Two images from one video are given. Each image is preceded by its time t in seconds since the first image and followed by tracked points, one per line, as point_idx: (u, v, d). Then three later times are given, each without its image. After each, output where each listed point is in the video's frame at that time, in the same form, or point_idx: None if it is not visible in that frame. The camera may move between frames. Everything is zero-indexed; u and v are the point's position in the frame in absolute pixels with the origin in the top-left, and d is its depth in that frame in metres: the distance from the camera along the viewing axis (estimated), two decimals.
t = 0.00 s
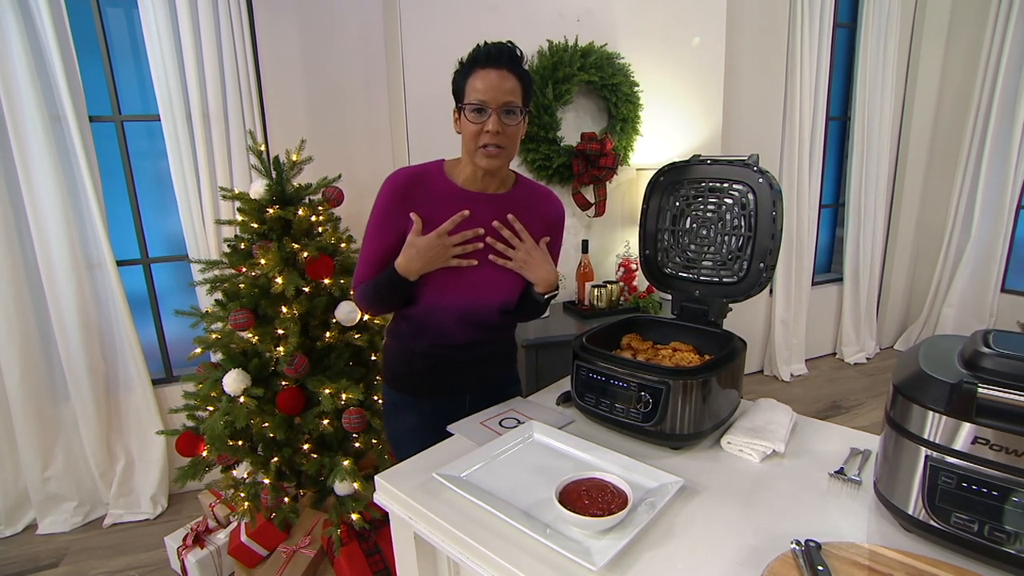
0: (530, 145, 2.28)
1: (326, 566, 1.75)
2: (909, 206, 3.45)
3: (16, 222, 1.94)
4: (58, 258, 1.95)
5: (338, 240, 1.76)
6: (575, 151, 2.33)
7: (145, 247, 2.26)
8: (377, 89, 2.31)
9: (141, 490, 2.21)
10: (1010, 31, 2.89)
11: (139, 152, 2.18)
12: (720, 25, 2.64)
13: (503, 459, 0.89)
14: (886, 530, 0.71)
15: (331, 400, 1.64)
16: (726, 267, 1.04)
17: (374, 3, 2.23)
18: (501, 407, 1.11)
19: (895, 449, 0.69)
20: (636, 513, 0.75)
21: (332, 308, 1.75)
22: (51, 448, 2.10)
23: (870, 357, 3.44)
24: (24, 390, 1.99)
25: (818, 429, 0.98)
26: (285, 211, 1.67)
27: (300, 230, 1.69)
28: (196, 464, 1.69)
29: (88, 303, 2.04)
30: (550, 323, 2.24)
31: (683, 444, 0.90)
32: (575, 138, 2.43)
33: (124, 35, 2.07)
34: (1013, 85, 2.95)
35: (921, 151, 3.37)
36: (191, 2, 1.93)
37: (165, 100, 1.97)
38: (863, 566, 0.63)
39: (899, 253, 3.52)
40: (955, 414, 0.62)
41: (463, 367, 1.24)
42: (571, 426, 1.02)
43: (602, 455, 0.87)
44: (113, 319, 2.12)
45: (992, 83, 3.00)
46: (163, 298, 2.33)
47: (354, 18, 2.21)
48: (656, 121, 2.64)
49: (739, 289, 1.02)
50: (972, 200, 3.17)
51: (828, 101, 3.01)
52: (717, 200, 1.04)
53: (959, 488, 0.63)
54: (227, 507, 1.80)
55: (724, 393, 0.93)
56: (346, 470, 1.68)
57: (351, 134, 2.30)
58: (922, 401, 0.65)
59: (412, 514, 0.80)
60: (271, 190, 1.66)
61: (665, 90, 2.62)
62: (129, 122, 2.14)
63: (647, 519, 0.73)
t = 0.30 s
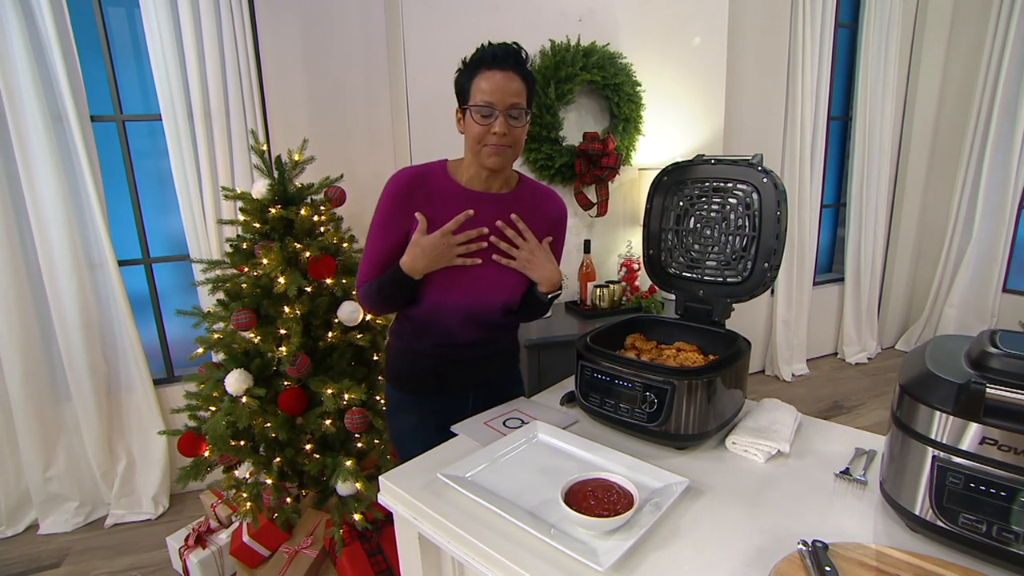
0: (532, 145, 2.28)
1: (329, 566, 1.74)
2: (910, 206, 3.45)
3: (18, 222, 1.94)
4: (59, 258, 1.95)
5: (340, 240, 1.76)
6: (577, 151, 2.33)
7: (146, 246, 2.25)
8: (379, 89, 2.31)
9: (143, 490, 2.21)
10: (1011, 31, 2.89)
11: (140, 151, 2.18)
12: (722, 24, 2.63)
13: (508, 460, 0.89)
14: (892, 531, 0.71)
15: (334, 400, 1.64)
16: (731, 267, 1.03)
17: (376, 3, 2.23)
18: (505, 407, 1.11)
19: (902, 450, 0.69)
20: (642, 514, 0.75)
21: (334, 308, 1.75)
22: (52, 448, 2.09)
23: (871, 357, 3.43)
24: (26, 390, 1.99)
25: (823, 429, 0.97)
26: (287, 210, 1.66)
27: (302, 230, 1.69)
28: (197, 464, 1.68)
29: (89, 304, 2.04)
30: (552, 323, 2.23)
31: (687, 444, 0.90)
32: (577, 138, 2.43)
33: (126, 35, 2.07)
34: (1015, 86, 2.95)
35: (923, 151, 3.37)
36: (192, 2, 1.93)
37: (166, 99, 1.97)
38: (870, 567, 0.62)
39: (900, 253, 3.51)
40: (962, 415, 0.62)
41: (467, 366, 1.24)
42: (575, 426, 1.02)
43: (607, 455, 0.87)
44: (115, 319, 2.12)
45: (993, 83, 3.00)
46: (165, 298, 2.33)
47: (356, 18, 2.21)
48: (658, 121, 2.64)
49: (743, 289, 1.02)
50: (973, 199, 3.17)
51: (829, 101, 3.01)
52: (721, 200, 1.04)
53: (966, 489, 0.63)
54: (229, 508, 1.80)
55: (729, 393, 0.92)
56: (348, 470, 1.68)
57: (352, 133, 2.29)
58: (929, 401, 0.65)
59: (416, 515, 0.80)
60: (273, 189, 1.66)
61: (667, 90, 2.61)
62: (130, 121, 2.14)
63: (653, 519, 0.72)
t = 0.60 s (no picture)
0: (533, 144, 2.28)
1: (331, 567, 1.69)
2: (909, 206, 3.46)
3: (16, 222, 1.93)
4: (58, 258, 1.94)
5: (341, 240, 1.75)
6: (578, 150, 2.33)
7: (145, 246, 2.25)
8: (379, 88, 2.31)
9: (142, 491, 2.20)
10: (1010, 32, 2.90)
11: (139, 151, 2.17)
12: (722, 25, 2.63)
13: (511, 460, 0.88)
14: (897, 531, 0.71)
15: (334, 400, 1.64)
16: (733, 267, 1.03)
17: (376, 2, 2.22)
18: (507, 407, 1.11)
19: (907, 449, 0.69)
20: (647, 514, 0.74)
21: (334, 308, 1.75)
22: (51, 449, 2.08)
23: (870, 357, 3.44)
24: (24, 390, 1.98)
25: (826, 429, 0.97)
26: (287, 210, 1.66)
27: (302, 229, 1.69)
28: (198, 465, 1.68)
29: (88, 304, 2.03)
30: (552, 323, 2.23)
31: (690, 444, 0.89)
32: (578, 137, 2.43)
33: (125, 34, 2.06)
34: (1013, 86, 2.96)
35: (922, 151, 3.38)
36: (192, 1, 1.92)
37: (165, 98, 1.96)
38: (876, 567, 0.62)
39: (900, 252, 3.52)
40: (968, 414, 0.62)
41: (469, 366, 1.23)
42: (578, 426, 1.02)
43: (611, 455, 0.87)
44: (114, 319, 2.11)
45: (992, 83, 3.00)
46: (164, 298, 2.32)
47: (356, 18, 2.21)
48: (658, 120, 2.64)
49: (745, 289, 1.02)
50: (972, 200, 3.18)
51: (829, 101, 3.01)
52: (723, 199, 1.04)
53: (972, 489, 0.62)
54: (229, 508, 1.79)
55: (732, 393, 0.92)
56: (348, 471, 1.67)
57: (352, 133, 2.29)
58: (934, 401, 0.65)
59: (420, 516, 0.80)
60: (273, 189, 1.65)
61: (667, 90, 2.61)
62: (129, 121, 2.13)
63: (657, 519, 0.72)
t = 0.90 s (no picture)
0: (532, 144, 2.28)
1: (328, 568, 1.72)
2: (907, 206, 3.47)
3: (13, 223, 1.92)
4: (55, 258, 1.93)
5: (340, 239, 1.75)
6: (577, 150, 2.32)
7: (143, 246, 2.24)
8: (378, 88, 2.30)
9: (140, 492, 2.19)
10: (1007, 33, 2.91)
11: (137, 151, 2.16)
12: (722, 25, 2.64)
13: (513, 460, 0.88)
14: (900, 530, 0.71)
15: (334, 400, 1.63)
16: (734, 266, 1.03)
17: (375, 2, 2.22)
18: (509, 407, 1.11)
19: (910, 448, 0.69)
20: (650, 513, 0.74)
21: (334, 308, 1.74)
22: (48, 450, 2.07)
23: (868, 357, 3.44)
24: (22, 391, 1.97)
25: (828, 428, 0.97)
26: (286, 210, 1.66)
27: (301, 229, 1.68)
28: (197, 466, 1.67)
29: (85, 304, 2.02)
30: (552, 323, 2.23)
31: (692, 444, 0.89)
32: (577, 137, 2.43)
33: (123, 33, 2.05)
34: (1010, 86, 2.97)
35: (920, 151, 3.39)
36: None
37: (163, 98, 1.95)
38: (880, 566, 0.62)
39: (897, 252, 3.53)
40: (972, 414, 0.62)
41: (471, 365, 1.23)
42: (580, 426, 1.02)
43: (614, 455, 0.87)
44: (111, 319, 2.10)
45: (989, 84, 3.02)
46: (162, 299, 2.31)
47: (355, 17, 2.20)
48: (657, 120, 2.64)
49: (746, 289, 1.02)
50: (969, 200, 3.19)
51: (827, 102, 3.02)
52: (724, 199, 1.04)
53: (977, 488, 0.62)
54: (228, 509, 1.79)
55: (734, 393, 0.92)
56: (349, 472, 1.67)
57: (351, 133, 2.28)
58: (937, 400, 0.65)
59: (422, 517, 0.80)
60: (272, 189, 1.64)
61: (666, 90, 2.61)
62: (127, 120, 2.12)
63: (660, 519, 0.72)
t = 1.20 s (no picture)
0: (531, 144, 2.28)
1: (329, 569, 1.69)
2: (905, 206, 3.48)
3: (9, 224, 1.91)
4: (52, 259, 1.92)
5: (339, 239, 1.74)
6: (577, 150, 2.32)
7: (141, 246, 2.22)
8: (377, 88, 2.30)
9: (138, 494, 2.19)
10: (1004, 33, 2.92)
11: (134, 151, 2.15)
12: (720, 25, 2.64)
13: (516, 461, 0.88)
14: (904, 530, 0.71)
15: (334, 401, 1.62)
16: (735, 266, 1.03)
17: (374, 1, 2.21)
18: (510, 407, 1.10)
19: (913, 448, 0.69)
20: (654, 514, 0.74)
21: (333, 308, 1.73)
22: (45, 451, 2.06)
23: (866, 356, 3.45)
24: (19, 392, 1.96)
25: (830, 427, 0.97)
26: (285, 210, 1.65)
27: (300, 229, 1.67)
28: (195, 467, 1.66)
29: (82, 305, 2.01)
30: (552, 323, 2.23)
31: (695, 444, 0.89)
32: (576, 137, 2.43)
33: (120, 33, 2.04)
34: (1007, 87, 2.98)
35: (917, 151, 3.40)
36: None
37: (161, 97, 1.94)
38: (884, 566, 0.62)
39: (895, 252, 3.54)
40: (975, 413, 0.62)
41: (471, 365, 1.23)
42: (581, 426, 1.02)
43: (617, 455, 0.86)
44: (109, 320, 2.09)
45: (987, 85, 3.03)
46: (160, 299, 2.30)
47: (354, 16, 2.20)
48: (657, 119, 2.64)
49: (748, 288, 1.02)
50: (967, 199, 3.20)
51: (825, 102, 3.02)
52: (726, 199, 1.04)
53: (981, 487, 0.62)
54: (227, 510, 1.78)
55: (736, 393, 0.92)
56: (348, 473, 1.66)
57: (350, 132, 2.28)
58: (941, 399, 0.65)
59: (424, 517, 0.79)
60: (271, 189, 1.64)
61: (665, 90, 2.61)
62: (124, 120, 2.10)
63: (664, 520, 0.72)
